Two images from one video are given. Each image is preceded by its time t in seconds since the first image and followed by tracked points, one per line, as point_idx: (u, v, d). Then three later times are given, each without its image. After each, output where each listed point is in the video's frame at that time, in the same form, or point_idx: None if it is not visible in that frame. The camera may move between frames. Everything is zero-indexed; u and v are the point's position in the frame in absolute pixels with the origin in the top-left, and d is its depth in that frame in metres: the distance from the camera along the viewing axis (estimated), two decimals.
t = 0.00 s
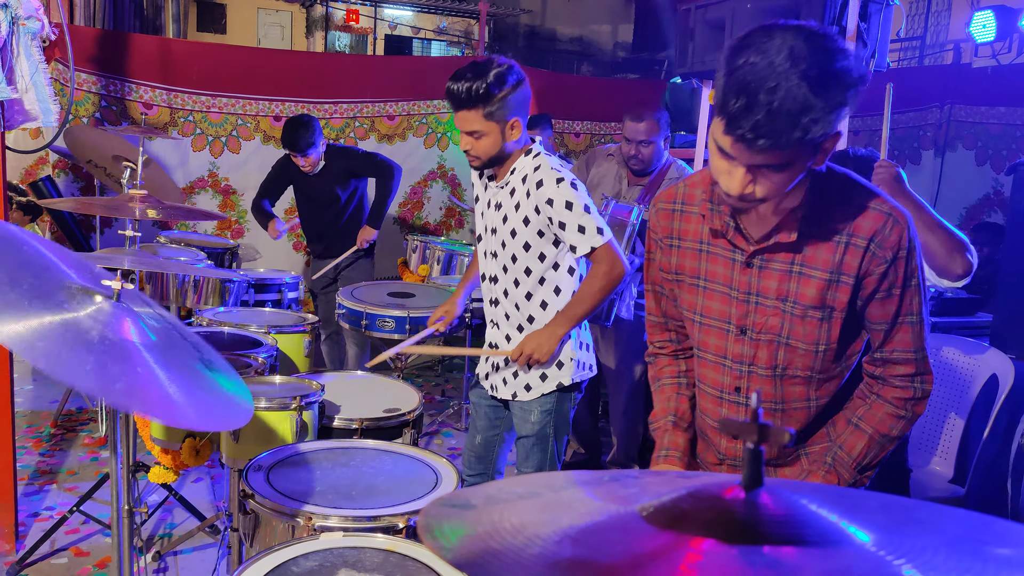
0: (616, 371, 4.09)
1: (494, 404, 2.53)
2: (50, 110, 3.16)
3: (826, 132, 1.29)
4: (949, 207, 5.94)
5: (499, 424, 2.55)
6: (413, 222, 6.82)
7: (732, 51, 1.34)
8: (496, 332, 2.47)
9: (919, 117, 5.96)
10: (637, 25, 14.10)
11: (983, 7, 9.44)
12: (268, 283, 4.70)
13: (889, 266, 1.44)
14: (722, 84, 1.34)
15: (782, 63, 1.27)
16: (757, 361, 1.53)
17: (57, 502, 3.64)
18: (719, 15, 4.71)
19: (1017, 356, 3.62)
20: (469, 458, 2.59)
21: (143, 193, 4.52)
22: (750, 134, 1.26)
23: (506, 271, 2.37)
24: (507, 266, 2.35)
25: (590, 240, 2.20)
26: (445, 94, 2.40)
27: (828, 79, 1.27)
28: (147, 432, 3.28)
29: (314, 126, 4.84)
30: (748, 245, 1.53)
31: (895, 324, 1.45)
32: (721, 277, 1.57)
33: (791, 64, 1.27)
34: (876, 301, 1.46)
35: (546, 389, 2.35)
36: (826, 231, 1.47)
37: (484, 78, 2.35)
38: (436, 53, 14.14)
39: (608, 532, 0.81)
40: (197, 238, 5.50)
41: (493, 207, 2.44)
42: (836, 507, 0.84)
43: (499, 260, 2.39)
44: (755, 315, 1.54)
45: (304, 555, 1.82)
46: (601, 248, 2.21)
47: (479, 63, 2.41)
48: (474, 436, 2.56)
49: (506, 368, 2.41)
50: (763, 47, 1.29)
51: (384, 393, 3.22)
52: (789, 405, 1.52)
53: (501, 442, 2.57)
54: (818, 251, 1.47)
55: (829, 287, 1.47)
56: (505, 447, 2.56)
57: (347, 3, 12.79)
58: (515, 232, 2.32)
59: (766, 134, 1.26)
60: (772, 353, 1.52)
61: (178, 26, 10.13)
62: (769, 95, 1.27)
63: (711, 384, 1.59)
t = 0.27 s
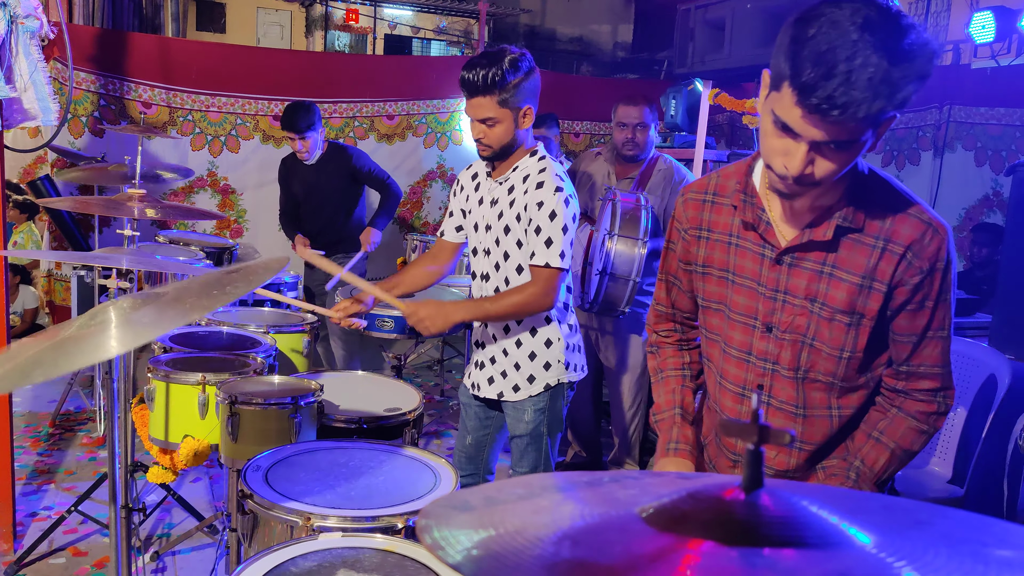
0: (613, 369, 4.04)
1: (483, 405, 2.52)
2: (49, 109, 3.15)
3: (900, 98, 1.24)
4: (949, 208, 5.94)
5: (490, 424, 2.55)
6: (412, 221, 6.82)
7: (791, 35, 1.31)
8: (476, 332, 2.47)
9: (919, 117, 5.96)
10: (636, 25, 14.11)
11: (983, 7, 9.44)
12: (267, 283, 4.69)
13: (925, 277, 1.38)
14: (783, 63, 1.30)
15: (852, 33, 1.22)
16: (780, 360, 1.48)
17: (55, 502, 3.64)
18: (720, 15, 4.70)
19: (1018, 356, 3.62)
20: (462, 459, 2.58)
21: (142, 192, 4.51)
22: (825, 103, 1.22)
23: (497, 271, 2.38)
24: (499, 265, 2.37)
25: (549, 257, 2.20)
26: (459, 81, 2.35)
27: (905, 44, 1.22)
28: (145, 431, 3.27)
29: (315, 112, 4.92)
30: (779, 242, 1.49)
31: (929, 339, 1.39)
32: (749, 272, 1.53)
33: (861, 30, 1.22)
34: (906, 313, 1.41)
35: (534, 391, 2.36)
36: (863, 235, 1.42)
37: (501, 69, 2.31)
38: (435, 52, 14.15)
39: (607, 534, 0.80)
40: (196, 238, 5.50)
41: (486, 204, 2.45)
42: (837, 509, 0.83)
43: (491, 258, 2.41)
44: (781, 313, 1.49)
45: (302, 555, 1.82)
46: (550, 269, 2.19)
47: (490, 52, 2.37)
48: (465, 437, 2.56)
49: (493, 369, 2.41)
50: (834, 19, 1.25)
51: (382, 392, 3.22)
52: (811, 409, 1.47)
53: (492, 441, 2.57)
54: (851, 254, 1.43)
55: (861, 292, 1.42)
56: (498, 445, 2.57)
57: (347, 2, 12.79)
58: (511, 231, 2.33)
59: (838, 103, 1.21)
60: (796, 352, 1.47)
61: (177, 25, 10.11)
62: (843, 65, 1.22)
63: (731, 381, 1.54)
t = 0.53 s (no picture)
0: (614, 369, 4.06)
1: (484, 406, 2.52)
2: (53, 108, 3.15)
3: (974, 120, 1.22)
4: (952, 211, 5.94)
5: (490, 424, 2.55)
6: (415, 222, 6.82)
7: (852, 54, 1.27)
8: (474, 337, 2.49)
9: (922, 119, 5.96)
10: (640, 26, 14.15)
11: (986, 10, 9.45)
12: (269, 282, 4.70)
13: (978, 304, 1.35)
14: (849, 82, 1.26)
15: (924, 56, 1.20)
16: (816, 382, 1.41)
17: (56, 500, 3.64)
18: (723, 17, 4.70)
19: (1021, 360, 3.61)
20: (461, 458, 2.59)
21: (144, 191, 4.52)
22: (906, 126, 1.19)
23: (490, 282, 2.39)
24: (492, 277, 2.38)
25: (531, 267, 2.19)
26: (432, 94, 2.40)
27: (978, 60, 1.19)
28: (146, 430, 3.28)
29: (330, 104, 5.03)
30: (819, 263, 1.42)
31: (990, 371, 1.34)
32: (784, 293, 1.45)
33: (932, 51, 1.20)
34: (957, 339, 1.36)
35: (537, 392, 2.36)
36: (907, 260, 1.38)
37: (473, 83, 2.35)
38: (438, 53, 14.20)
39: (610, 535, 0.80)
40: (198, 237, 5.51)
41: (476, 216, 2.46)
42: (840, 512, 0.83)
43: (484, 269, 2.41)
44: (818, 335, 1.41)
45: (303, 556, 1.82)
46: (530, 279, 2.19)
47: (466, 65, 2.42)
48: (465, 436, 2.56)
49: (495, 372, 2.41)
50: (909, 41, 1.21)
51: (383, 393, 3.22)
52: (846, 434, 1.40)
53: (492, 441, 2.57)
54: (897, 279, 1.38)
55: (905, 317, 1.37)
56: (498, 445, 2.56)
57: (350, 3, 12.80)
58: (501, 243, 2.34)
59: (917, 127, 1.18)
60: (834, 375, 1.40)
61: (180, 24, 10.13)
62: (919, 88, 1.19)
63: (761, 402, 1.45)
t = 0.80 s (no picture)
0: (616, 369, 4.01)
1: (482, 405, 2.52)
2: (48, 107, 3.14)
3: None
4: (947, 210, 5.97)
5: (486, 422, 2.54)
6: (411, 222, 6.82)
7: (893, 55, 1.08)
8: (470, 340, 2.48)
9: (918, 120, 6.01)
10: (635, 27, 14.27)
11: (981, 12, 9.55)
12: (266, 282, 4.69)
13: (1008, 302, 1.29)
14: (892, 85, 1.07)
15: (972, 56, 1.00)
16: (846, 407, 1.34)
17: (52, 501, 3.63)
18: (718, 17, 4.70)
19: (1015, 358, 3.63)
20: (458, 456, 2.59)
21: (140, 191, 4.50)
22: (955, 133, 1.00)
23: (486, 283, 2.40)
24: (488, 280, 2.39)
25: (525, 269, 2.19)
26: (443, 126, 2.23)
27: None
28: (143, 430, 3.28)
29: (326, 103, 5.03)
30: (847, 280, 1.32)
31: None
32: (811, 312, 1.35)
33: (985, 49, 0.99)
34: (990, 342, 1.31)
35: (535, 391, 2.36)
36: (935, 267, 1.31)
37: (488, 111, 2.22)
38: (434, 53, 14.25)
39: (606, 531, 0.80)
40: (194, 237, 5.50)
41: (469, 218, 2.46)
42: (834, 507, 0.84)
43: (481, 271, 2.41)
44: (849, 356, 1.34)
45: (300, 556, 1.82)
46: (525, 280, 2.19)
47: (471, 88, 2.27)
48: (461, 435, 2.56)
49: (494, 373, 2.41)
50: (963, 38, 1.01)
51: (379, 392, 3.22)
52: (877, 455, 1.35)
53: (489, 440, 2.57)
54: (927, 288, 1.30)
55: (938, 328, 1.30)
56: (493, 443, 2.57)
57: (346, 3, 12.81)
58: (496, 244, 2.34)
59: (954, 120, 1.00)
60: (866, 399, 1.33)
61: (176, 24, 10.12)
62: (972, 92, 0.99)
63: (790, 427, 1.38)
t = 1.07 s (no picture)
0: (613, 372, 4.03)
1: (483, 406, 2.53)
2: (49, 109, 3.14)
3: None
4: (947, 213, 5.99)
5: (485, 424, 2.55)
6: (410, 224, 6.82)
7: (909, 39, 1.08)
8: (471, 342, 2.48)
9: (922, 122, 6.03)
10: (635, 29, 14.29)
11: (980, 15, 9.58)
12: (265, 285, 4.69)
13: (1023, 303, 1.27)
14: (907, 68, 1.07)
15: (992, 40, 0.99)
16: (857, 405, 1.32)
17: (51, 503, 3.63)
18: (718, 19, 4.71)
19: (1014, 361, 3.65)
20: (457, 457, 2.59)
21: (140, 193, 4.50)
22: (972, 112, 1.01)
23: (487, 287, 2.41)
24: (490, 285, 2.40)
25: (528, 276, 2.20)
26: (444, 139, 2.22)
27: None
28: (142, 432, 3.28)
29: (325, 107, 4.93)
30: (858, 277, 1.30)
31: None
32: (821, 309, 1.33)
33: (1003, 33, 0.99)
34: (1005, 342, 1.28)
35: (536, 394, 2.37)
36: (950, 265, 1.28)
37: (489, 124, 2.21)
38: (434, 55, 14.25)
39: (610, 533, 0.81)
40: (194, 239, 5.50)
41: (474, 222, 2.47)
42: (836, 511, 0.84)
43: (482, 275, 2.43)
44: (859, 354, 1.31)
45: (300, 557, 1.82)
46: (528, 288, 2.21)
47: (473, 100, 2.26)
48: (461, 436, 2.57)
49: (494, 375, 2.41)
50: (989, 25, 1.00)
51: (378, 394, 3.22)
52: (889, 458, 1.32)
53: (488, 441, 2.57)
54: (940, 285, 1.28)
55: (951, 326, 1.28)
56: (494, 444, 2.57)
57: (346, 5, 12.78)
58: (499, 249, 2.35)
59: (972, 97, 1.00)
60: (877, 398, 1.31)
61: (176, 26, 10.11)
62: (989, 71, 1.00)
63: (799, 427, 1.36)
